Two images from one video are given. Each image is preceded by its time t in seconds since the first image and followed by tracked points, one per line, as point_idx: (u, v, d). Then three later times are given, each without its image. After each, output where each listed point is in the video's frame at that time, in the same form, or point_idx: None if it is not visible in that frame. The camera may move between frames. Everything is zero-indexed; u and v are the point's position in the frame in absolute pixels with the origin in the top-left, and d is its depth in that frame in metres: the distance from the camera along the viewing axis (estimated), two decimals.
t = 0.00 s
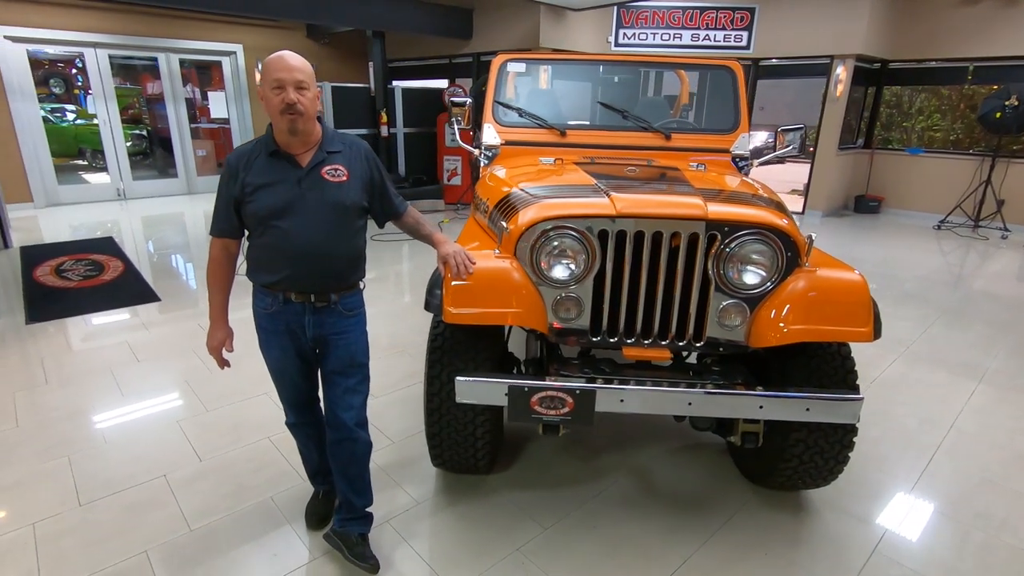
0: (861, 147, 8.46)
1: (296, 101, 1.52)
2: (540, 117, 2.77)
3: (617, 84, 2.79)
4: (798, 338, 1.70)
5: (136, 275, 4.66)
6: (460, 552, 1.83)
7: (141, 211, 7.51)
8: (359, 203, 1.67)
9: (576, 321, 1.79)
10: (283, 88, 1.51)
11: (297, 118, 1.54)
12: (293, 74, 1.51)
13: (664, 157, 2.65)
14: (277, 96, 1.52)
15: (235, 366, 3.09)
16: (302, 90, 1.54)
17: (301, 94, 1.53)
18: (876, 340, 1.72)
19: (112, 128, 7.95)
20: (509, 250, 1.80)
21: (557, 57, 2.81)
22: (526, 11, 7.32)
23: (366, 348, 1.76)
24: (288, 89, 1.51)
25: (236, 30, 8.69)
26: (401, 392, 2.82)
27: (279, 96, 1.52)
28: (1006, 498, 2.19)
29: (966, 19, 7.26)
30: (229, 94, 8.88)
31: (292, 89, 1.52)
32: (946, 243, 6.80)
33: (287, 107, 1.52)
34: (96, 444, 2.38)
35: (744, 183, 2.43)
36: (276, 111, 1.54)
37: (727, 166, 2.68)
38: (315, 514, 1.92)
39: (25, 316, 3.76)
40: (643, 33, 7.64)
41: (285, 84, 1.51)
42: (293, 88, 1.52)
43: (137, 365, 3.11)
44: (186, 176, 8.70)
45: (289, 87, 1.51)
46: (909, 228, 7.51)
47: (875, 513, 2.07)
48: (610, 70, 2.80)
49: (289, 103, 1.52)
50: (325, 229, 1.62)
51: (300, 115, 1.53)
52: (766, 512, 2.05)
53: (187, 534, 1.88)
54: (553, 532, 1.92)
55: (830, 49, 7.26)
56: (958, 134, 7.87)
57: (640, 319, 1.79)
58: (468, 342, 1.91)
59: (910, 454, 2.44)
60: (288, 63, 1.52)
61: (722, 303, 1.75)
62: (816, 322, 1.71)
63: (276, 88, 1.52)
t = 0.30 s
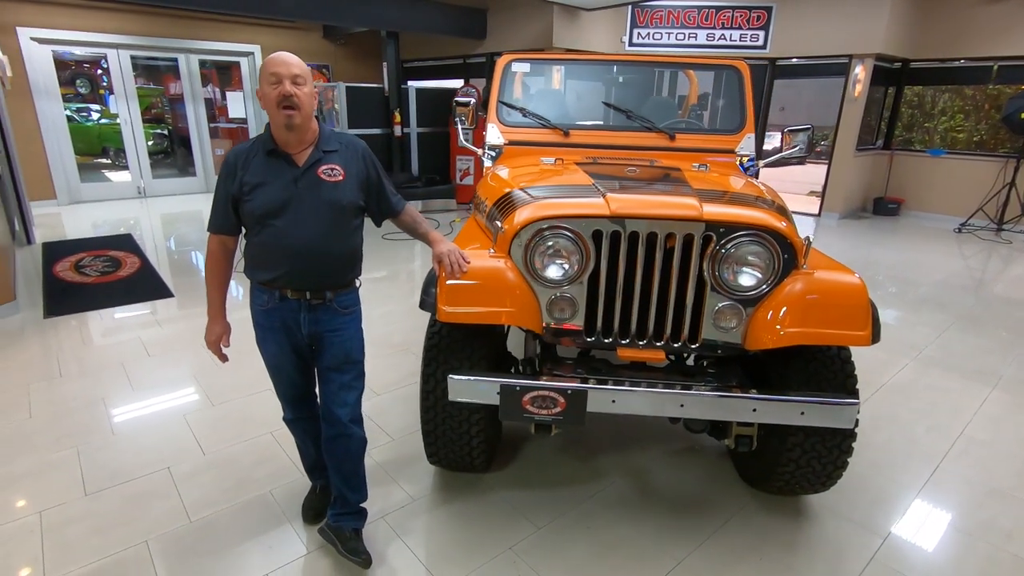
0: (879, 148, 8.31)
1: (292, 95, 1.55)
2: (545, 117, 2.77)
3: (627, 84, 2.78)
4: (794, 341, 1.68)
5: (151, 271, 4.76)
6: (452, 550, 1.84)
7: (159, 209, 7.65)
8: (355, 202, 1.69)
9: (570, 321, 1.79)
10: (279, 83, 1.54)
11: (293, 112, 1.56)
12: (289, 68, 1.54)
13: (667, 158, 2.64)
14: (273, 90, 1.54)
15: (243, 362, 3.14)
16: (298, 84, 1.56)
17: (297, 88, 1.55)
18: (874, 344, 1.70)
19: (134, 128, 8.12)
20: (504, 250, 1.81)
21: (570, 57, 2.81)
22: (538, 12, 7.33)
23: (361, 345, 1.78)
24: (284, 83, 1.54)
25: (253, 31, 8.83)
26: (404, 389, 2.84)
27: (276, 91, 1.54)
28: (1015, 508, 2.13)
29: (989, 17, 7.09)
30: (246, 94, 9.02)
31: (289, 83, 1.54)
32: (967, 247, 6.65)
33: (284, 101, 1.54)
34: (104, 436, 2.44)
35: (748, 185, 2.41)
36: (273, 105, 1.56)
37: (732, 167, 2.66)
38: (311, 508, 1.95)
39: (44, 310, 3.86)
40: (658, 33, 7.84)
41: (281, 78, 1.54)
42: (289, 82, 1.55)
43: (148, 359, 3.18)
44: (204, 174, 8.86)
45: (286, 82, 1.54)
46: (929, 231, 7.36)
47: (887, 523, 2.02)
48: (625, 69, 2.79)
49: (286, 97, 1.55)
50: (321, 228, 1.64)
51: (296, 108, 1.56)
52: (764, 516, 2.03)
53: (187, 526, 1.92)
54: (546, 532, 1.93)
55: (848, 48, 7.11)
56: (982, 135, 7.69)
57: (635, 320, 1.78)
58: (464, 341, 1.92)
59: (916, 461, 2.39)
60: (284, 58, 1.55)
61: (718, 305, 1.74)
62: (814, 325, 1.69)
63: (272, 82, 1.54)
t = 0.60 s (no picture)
0: (897, 149, 8.16)
1: (287, 93, 1.56)
2: (549, 117, 2.76)
3: (636, 85, 2.76)
4: (792, 344, 1.66)
5: (163, 268, 4.84)
6: (446, 549, 1.84)
7: (175, 207, 7.77)
8: (350, 201, 1.70)
9: (565, 321, 1.78)
10: (274, 81, 1.55)
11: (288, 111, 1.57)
12: (284, 67, 1.56)
13: (670, 159, 2.62)
14: (268, 88, 1.56)
15: (247, 360, 3.18)
16: (293, 83, 1.57)
17: (292, 86, 1.56)
18: (873, 348, 1.67)
19: (151, 127, 8.25)
20: (499, 249, 1.80)
21: (582, 57, 2.79)
22: (551, 11, 7.32)
23: (357, 344, 1.79)
24: (279, 81, 1.55)
25: (269, 32, 8.93)
26: (406, 388, 2.86)
27: (270, 89, 1.56)
28: None
29: (1013, 15, 6.92)
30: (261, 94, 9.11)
31: (284, 82, 1.55)
32: (986, 250, 6.51)
33: (279, 99, 1.56)
34: (109, 430, 2.48)
35: (751, 187, 2.38)
36: (268, 103, 1.57)
37: (737, 168, 2.63)
38: (308, 504, 1.97)
39: (59, 305, 3.94)
40: (672, 33, 7.71)
41: (276, 77, 1.55)
42: (284, 80, 1.56)
43: (156, 356, 3.23)
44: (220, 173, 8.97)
45: (281, 80, 1.55)
46: (948, 234, 7.22)
47: (891, 530, 1.98)
48: (637, 69, 2.76)
49: (281, 95, 1.56)
50: (316, 226, 1.66)
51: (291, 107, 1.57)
52: (763, 522, 2.00)
53: (185, 520, 1.95)
54: (540, 533, 1.92)
55: (865, 47, 6.98)
56: (1004, 135, 7.47)
57: (630, 321, 1.76)
58: (459, 340, 1.92)
59: (924, 468, 2.33)
60: (278, 58, 1.56)
61: (715, 307, 1.72)
62: (812, 328, 1.66)
63: (267, 81, 1.56)
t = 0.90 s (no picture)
0: (913, 150, 8.03)
1: (286, 100, 1.58)
2: (552, 118, 2.76)
3: (643, 86, 2.75)
4: (787, 346, 1.64)
5: (173, 266, 4.90)
6: (438, 548, 1.85)
7: (188, 206, 7.87)
8: (345, 200, 1.72)
9: (559, 321, 1.78)
10: (273, 87, 1.57)
11: (286, 118, 1.59)
12: (285, 75, 1.57)
13: (672, 159, 2.60)
14: (267, 94, 1.57)
15: (251, 357, 3.21)
16: (292, 90, 1.59)
17: (291, 94, 1.58)
18: (871, 351, 1.64)
19: (167, 127, 8.37)
20: (493, 249, 1.80)
21: (592, 58, 2.78)
22: (561, 11, 7.30)
23: (351, 342, 1.80)
24: (279, 89, 1.56)
25: (282, 32, 9.01)
26: (406, 387, 2.87)
27: (269, 95, 1.57)
28: None
29: None
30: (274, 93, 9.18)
31: (283, 89, 1.57)
32: (1003, 253, 6.38)
33: (277, 106, 1.57)
34: (114, 424, 2.52)
35: (753, 188, 2.36)
36: (266, 109, 1.59)
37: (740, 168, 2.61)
38: (303, 501, 1.98)
39: (70, 301, 4.00)
40: (683, 32, 7.69)
41: (275, 83, 1.56)
42: (284, 87, 1.57)
43: (162, 352, 3.27)
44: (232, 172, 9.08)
45: (280, 87, 1.57)
46: (964, 236, 7.09)
47: (891, 537, 1.94)
48: (643, 70, 2.75)
49: (279, 102, 1.57)
50: (310, 225, 1.67)
51: (289, 114, 1.59)
52: (759, 526, 1.98)
53: (183, 513, 1.98)
54: (533, 534, 1.92)
55: (881, 47, 6.86)
56: None
57: (624, 322, 1.76)
58: (454, 340, 1.92)
59: (928, 474, 2.29)
60: (279, 64, 1.57)
61: (709, 309, 1.70)
62: (808, 331, 1.64)
63: (266, 87, 1.57)
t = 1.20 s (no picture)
0: (930, 152, 7.89)
1: (281, 102, 1.59)
2: (554, 119, 2.76)
3: (649, 89, 2.76)
4: (781, 351, 1.63)
5: (184, 264, 4.98)
6: (431, 548, 1.86)
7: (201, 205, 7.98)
8: (342, 203, 1.74)
9: (553, 324, 1.78)
10: (269, 89, 1.59)
11: (282, 119, 1.61)
12: (279, 76, 1.59)
13: (674, 161, 2.59)
14: (263, 97, 1.59)
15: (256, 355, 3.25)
16: (287, 92, 1.61)
17: (286, 95, 1.60)
18: (866, 357, 1.63)
19: (182, 127, 8.50)
20: (488, 251, 1.81)
21: (604, 58, 2.76)
22: (571, 12, 7.30)
23: (347, 343, 1.82)
24: (273, 90, 1.59)
25: (295, 33, 9.10)
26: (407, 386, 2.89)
27: (265, 97, 1.59)
28: None
29: None
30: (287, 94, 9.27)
31: (278, 90, 1.59)
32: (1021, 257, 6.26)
33: (272, 107, 1.59)
34: (120, 420, 2.57)
35: (754, 192, 2.34)
36: (263, 111, 1.61)
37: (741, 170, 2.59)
38: (300, 498, 2.01)
39: (84, 298, 4.08)
40: (694, 33, 7.65)
41: (271, 85, 1.59)
42: (279, 89, 1.59)
43: (170, 349, 3.33)
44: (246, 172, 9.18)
45: (275, 89, 1.59)
46: (981, 240, 6.96)
47: (889, 545, 1.92)
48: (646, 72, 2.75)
49: (275, 104, 1.59)
50: (307, 227, 1.70)
51: (284, 115, 1.61)
52: (754, 532, 1.97)
53: (183, 508, 2.01)
54: (526, 535, 1.92)
55: (896, 47, 6.76)
56: None
57: (617, 325, 1.75)
58: (450, 341, 1.94)
59: (931, 483, 2.25)
60: (275, 66, 1.59)
61: (703, 313, 1.70)
62: (803, 336, 1.63)
63: (262, 89, 1.59)
